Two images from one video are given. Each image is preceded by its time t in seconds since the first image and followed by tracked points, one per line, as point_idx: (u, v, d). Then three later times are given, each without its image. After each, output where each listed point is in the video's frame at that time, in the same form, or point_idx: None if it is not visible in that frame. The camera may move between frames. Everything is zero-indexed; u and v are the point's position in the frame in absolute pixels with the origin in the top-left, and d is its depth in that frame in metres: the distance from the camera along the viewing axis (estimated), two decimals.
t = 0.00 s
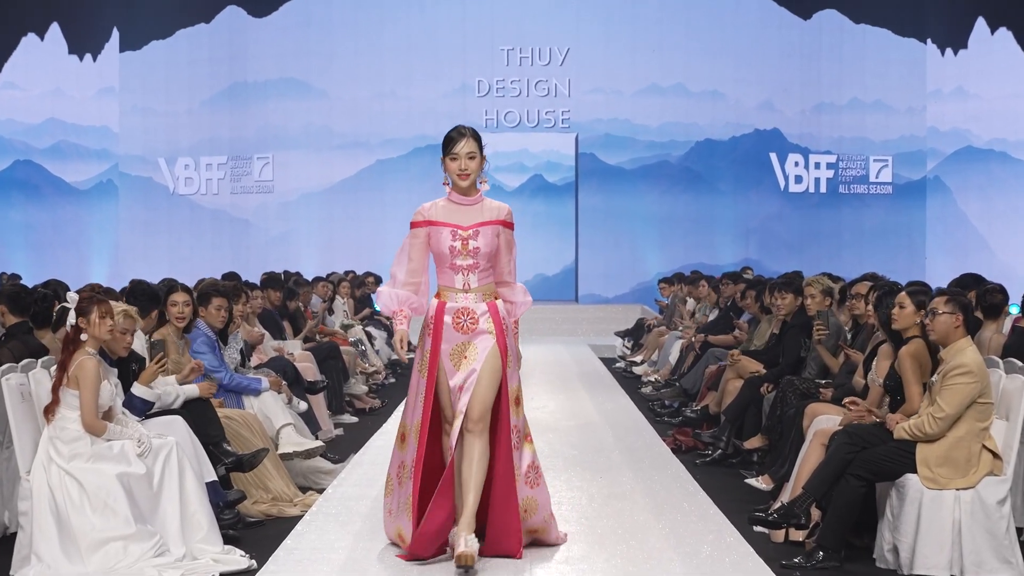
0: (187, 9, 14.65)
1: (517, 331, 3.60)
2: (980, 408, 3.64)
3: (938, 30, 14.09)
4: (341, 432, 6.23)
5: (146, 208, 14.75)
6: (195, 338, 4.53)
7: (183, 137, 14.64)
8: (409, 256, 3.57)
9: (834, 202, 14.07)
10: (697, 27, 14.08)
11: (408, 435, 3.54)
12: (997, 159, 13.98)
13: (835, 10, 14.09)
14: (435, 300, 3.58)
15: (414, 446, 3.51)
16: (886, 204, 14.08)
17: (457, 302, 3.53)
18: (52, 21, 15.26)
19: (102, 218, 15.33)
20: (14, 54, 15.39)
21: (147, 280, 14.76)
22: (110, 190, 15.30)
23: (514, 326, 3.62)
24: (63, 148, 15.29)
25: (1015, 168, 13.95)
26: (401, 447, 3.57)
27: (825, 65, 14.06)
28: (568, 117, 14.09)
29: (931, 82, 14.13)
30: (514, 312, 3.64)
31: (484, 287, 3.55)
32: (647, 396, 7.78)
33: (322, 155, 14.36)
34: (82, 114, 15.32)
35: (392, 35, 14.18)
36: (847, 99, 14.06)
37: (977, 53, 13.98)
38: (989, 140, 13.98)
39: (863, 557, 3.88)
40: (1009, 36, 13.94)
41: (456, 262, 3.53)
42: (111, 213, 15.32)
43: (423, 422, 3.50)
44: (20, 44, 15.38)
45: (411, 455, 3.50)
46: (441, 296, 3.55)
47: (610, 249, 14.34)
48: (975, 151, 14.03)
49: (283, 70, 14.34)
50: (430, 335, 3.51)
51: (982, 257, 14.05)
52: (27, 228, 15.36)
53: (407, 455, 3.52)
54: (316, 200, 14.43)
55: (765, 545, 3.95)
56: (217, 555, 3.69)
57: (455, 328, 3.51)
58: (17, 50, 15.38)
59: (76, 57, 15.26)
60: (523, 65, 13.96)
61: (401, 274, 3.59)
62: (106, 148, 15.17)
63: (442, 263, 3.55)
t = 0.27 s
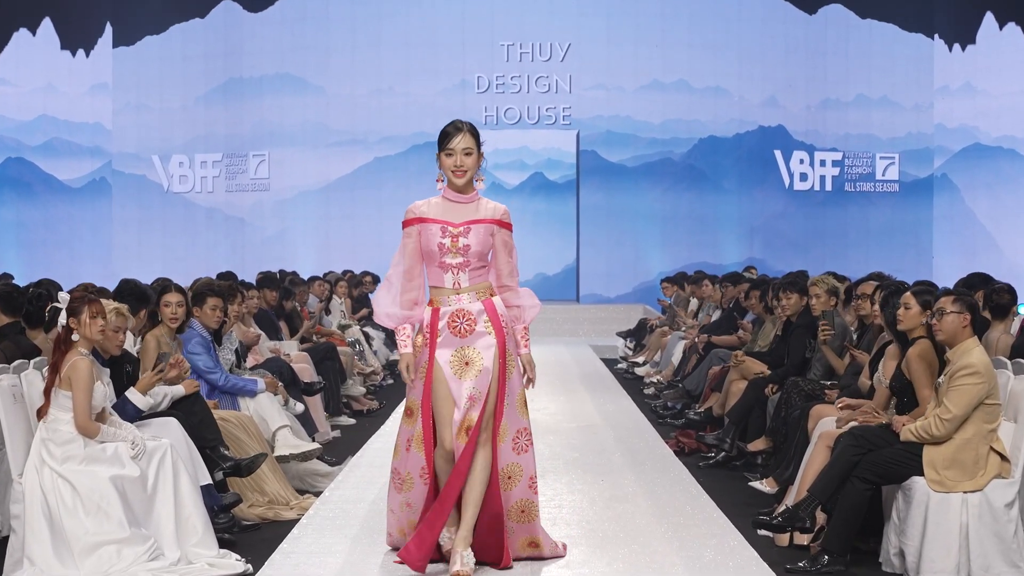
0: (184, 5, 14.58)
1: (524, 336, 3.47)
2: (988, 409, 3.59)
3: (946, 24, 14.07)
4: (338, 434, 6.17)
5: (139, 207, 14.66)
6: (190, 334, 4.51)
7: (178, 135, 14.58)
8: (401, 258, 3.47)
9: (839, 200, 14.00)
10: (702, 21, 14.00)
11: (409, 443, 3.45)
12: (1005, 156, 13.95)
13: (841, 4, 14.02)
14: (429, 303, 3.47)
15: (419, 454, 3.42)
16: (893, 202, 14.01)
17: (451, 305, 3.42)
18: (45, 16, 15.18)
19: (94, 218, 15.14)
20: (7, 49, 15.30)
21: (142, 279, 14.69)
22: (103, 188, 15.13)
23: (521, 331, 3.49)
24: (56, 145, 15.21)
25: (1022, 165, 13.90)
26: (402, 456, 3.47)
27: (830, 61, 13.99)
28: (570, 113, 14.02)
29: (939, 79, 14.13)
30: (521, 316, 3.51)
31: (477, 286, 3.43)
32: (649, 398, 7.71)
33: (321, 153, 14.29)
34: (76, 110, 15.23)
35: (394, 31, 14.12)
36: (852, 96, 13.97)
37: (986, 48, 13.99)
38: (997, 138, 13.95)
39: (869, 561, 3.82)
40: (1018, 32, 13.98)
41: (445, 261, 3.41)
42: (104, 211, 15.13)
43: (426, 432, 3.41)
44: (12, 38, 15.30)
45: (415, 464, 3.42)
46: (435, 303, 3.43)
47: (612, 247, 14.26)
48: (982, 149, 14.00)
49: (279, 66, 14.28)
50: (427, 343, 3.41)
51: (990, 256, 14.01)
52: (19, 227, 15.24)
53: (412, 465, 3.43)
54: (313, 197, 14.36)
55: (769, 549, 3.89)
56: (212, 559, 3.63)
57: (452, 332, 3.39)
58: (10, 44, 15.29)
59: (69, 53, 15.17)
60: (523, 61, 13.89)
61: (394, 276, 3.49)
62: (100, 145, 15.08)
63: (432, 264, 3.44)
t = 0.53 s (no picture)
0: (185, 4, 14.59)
1: (527, 321, 3.30)
2: (988, 409, 3.59)
3: (946, 24, 14.08)
4: (338, 434, 6.16)
5: (140, 206, 14.71)
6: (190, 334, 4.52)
7: (178, 135, 14.59)
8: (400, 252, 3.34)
9: (839, 199, 14.01)
10: (701, 21, 13.99)
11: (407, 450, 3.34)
12: (1005, 156, 13.96)
13: (841, 4, 14.02)
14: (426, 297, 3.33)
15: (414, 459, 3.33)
16: (892, 202, 14.02)
17: (446, 300, 3.28)
18: (45, 15, 15.17)
19: (94, 217, 15.16)
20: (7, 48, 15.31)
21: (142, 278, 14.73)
22: (104, 187, 15.08)
23: (525, 317, 3.32)
24: (56, 144, 15.21)
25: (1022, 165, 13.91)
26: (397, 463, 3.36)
27: (830, 60, 13.99)
28: (570, 113, 14.02)
29: (939, 78, 14.15)
30: (523, 301, 3.34)
31: (477, 283, 3.29)
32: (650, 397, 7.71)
33: (321, 153, 14.29)
34: (76, 110, 15.22)
35: (394, 30, 14.10)
36: (852, 95, 13.97)
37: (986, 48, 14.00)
38: (996, 137, 13.96)
39: (869, 561, 3.82)
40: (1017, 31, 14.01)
41: (445, 254, 3.27)
42: (104, 211, 15.15)
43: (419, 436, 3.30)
44: (13, 37, 15.31)
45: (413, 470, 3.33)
46: (431, 294, 3.31)
47: (613, 247, 14.26)
48: (982, 148, 14.02)
49: (278, 65, 14.26)
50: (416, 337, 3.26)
51: (989, 255, 14.02)
52: (19, 226, 15.25)
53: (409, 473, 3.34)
54: (314, 197, 14.36)
55: (769, 549, 3.89)
56: (212, 558, 3.63)
57: (443, 330, 3.25)
58: (10, 44, 15.30)
59: (69, 52, 15.17)
60: (523, 60, 13.89)
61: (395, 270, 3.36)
62: (99, 145, 15.04)
63: (432, 257, 3.30)
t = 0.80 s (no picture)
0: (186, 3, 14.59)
1: (526, 330, 3.11)
2: (987, 408, 3.59)
3: (946, 24, 14.12)
4: (338, 433, 6.16)
5: (139, 205, 14.73)
6: (190, 333, 4.53)
7: (177, 134, 14.59)
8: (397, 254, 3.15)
9: (839, 199, 14.00)
10: (700, 20, 13.98)
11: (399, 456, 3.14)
12: (1005, 156, 13.98)
13: (840, 4, 14.02)
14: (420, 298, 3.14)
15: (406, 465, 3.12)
16: (892, 202, 14.02)
17: (442, 301, 3.09)
18: (45, 14, 15.17)
19: (94, 216, 15.18)
20: (7, 47, 15.34)
21: (141, 278, 14.75)
22: (104, 187, 15.09)
23: (523, 325, 3.14)
24: (57, 144, 15.24)
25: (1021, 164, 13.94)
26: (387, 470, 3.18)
27: (830, 60, 14.00)
28: (569, 112, 14.02)
29: (939, 78, 14.19)
30: (520, 309, 3.17)
31: (476, 286, 3.11)
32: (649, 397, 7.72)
33: (321, 152, 14.30)
34: (76, 109, 15.23)
35: (394, 30, 14.10)
36: (852, 95, 13.97)
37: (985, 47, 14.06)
38: (996, 137, 13.99)
39: (868, 560, 3.82)
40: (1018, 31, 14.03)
41: (445, 254, 3.08)
42: (104, 211, 15.14)
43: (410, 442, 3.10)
44: (13, 37, 15.33)
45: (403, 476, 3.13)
46: (426, 293, 3.11)
47: (613, 247, 14.27)
48: (982, 148, 14.05)
49: (278, 64, 14.25)
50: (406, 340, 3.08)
51: (989, 253, 14.07)
52: (19, 226, 15.27)
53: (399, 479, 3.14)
54: (314, 197, 14.36)
55: (769, 548, 3.89)
56: (212, 558, 3.63)
57: (436, 332, 3.07)
58: (10, 43, 15.33)
59: (69, 51, 15.17)
60: (523, 60, 13.89)
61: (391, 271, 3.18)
62: (99, 144, 15.05)
63: (430, 257, 3.11)
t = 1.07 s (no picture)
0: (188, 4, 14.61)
1: (516, 333, 3.11)
2: (985, 407, 3.60)
3: (944, 25, 14.17)
4: (339, 432, 6.18)
5: (139, 206, 14.78)
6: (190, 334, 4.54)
7: (178, 135, 14.61)
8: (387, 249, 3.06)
9: (837, 199, 14.02)
10: (699, 21, 13.99)
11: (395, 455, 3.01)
12: (1003, 156, 14.00)
13: (839, 4, 14.03)
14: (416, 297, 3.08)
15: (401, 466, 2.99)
16: (890, 201, 14.04)
17: (440, 298, 3.04)
18: (46, 15, 15.23)
19: (96, 216, 15.30)
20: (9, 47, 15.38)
21: (142, 277, 14.80)
22: (103, 187, 15.27)
23: (513, 326, 3.12)
24: (57, 144, 15.31)
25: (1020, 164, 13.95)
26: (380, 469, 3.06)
27: (829, 61, 14.00)
28: (569, 113, 14.03)
29: (937, 78, 14.24)
30: (513, 308, 3.15)
31: (473, 281, 3.06)
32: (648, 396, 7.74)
33: (322, 153, 14.30)
34: (77, 109, 15.31)
35: (395, 30, 14.10)
36: (851, 95, 13.99)
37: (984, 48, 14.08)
38: (994, 137, 14.02)
39: (866, 558, 3.84)
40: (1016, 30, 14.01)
41: (442, 250, 3.02)
42: (105, 210, 15.29)
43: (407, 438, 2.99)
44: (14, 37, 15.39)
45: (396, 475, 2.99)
46: (423, 291, 3.06)
47: (613, 246, 14.29)
48: (980, 148, 14.08)
49: (279, 64, 14.26)
50: (411, 339, 3.03)
51: (987, 254, 14.09)
52: (20, 227, 15.35)
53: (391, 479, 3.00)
54: (315, 197, 14.35)
55: (767, 546, 3.91)
56: (213, 556, 3.65)
57: (437, 329, 3.02)
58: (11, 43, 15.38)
59: (71, 52, 15.24)
60: (523, 60, 13.90)
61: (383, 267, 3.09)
62: (100, 144, 15.16)
63: (426, 253, 3.05)
